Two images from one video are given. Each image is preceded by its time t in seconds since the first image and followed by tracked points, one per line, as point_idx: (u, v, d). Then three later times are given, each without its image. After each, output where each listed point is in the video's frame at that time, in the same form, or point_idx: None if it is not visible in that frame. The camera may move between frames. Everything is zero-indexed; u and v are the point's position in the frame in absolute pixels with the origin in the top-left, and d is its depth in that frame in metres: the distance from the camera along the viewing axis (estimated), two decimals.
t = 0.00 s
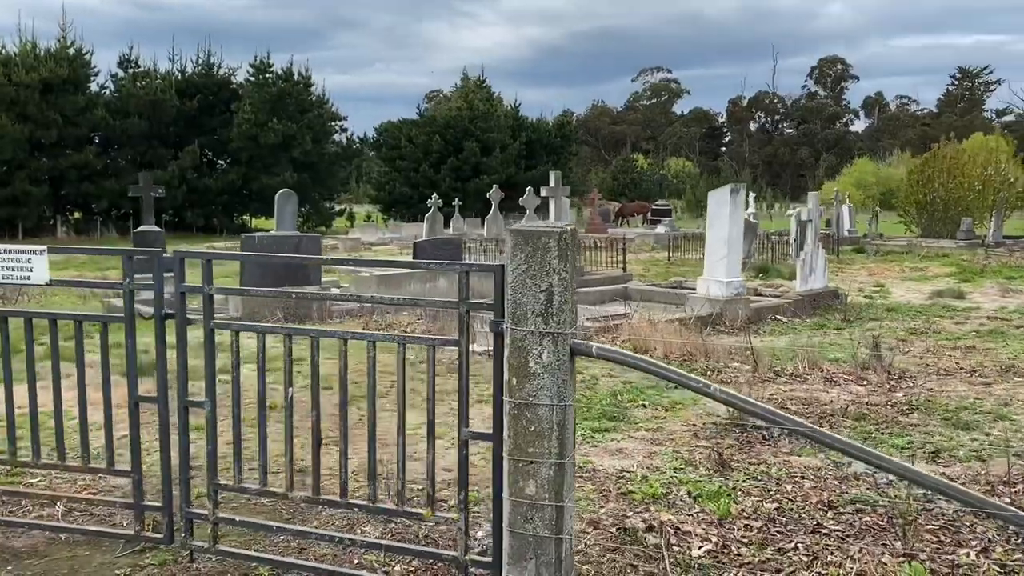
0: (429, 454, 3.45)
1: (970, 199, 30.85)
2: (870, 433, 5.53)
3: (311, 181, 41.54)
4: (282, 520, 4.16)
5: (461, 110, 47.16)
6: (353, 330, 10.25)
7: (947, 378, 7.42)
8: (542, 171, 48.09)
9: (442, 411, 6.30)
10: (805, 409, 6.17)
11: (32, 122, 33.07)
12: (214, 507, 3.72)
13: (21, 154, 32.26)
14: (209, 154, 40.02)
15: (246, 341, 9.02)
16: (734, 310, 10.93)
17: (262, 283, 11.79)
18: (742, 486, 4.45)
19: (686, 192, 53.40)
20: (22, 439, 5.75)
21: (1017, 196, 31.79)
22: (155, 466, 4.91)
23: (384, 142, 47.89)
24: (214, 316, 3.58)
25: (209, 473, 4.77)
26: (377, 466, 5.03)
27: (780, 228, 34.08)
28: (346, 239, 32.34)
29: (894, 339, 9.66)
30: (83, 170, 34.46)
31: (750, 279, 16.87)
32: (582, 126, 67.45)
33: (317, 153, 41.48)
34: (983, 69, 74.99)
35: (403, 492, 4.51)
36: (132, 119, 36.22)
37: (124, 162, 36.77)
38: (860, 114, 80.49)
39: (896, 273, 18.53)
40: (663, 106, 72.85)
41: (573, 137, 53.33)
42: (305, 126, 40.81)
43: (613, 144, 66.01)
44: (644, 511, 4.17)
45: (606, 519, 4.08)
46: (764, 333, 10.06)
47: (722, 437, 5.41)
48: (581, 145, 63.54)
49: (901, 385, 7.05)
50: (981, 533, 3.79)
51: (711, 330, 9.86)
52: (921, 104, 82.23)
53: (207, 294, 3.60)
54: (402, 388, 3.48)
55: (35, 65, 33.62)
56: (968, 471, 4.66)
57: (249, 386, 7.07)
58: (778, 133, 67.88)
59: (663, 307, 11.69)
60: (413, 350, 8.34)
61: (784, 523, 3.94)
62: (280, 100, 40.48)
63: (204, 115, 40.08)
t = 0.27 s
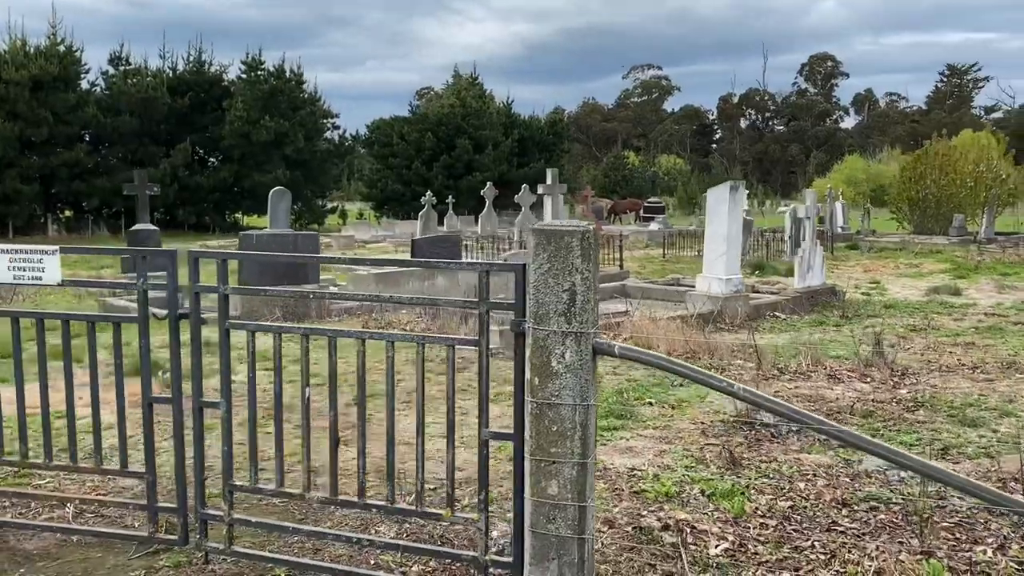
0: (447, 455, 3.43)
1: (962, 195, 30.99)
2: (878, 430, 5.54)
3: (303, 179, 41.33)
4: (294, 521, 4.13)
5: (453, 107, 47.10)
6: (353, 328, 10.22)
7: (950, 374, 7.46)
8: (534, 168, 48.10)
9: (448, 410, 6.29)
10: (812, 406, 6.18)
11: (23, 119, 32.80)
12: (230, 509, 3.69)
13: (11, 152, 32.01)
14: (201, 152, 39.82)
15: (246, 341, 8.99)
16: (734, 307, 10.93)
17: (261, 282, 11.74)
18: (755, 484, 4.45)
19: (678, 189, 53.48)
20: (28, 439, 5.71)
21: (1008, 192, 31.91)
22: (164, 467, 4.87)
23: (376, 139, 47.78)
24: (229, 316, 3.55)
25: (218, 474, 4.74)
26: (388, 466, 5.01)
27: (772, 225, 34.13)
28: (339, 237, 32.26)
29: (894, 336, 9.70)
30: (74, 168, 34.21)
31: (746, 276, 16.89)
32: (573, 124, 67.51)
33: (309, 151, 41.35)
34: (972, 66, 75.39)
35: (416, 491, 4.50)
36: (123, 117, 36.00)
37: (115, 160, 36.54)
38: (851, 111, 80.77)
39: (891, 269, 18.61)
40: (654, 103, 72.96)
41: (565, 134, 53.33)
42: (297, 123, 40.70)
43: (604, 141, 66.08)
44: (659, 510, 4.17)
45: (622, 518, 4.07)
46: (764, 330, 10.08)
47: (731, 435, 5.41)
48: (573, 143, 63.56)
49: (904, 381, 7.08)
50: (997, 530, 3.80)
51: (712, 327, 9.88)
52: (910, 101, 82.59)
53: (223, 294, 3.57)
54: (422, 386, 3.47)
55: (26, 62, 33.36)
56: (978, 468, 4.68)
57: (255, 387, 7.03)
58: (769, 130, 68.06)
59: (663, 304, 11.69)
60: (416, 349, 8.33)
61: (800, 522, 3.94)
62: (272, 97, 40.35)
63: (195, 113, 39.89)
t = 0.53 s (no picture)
0: (461, 452, 3.42)
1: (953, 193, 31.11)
2: (880, 427, 5.57)
3: (293, 176, 41.15)
4: (302, 519, 4.11)
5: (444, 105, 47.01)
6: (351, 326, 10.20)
7: (948, 370, 7.50)
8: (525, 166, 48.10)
9: (452, 408, 6.29)
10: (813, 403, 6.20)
11: (10, 117, 32.52)
12: (241, 508, 3.68)
13: None
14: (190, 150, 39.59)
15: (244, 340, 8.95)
16: (730, 304, 10.97)
17: (257, 280, 11.70)
18: (763, 481, 4.46)
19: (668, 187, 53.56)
20: (29, 438, 5.67)
21: (998, 189, 31.98)
22: (168, 466, 4.85)
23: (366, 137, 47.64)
24: (239, 314, 3.54)
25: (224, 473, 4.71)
26: (393, 464, 5.00)
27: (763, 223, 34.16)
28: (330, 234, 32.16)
29: (890, 333, 9.74)
30: (62, 166, 33.93)
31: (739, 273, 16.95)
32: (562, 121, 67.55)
33: (299, 148, 41.19)
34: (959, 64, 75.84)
35: (424, 489, 4.49)
36: (111, 114, 35.75)
37: (104, 158, 36.29)
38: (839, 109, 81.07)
39: (883, 266, 18.71)
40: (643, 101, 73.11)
41: (555, 132, 53.35)
42: (287, 120, 40.57)
43: (593, 139, 66.14)
44: (668, 507, 4.17)
45: (631, 515, 4.08)
46: (761, 327, 10.11)
47: (736, 432, 5.42)
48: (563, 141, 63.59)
49: (904, 377, 7.12)
50: (1005, 526, 3.82)
51: (709, 324, 9.91)
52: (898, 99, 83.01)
53: (234, 294, 3.56)
54: (435, 385, 3.46)
55: (13, 59, 33.07)
56: (982, 464, 4.70)
57: (256, 385, 7.01)
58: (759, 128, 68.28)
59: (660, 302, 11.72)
60: (417, 347, 8.32)
61: (808, 518, 3.95)
62: (262, 95, 40.21)
63: (184, 110, 39.67)
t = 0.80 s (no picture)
0: (477, 452, 3.44)
1: (941, 192, 31.31)
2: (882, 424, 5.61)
3: (282, 175, 41.02)
4: (314, 518, 4.11)
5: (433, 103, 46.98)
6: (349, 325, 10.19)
7: (945, 368, 7.56)
8: (513, 166, 48.19)
9: (455, 406, 6.31)
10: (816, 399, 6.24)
11: None
12: (255, 508, 3.67)
13: None
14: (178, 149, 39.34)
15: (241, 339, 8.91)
16: (725, 303, 11.01)
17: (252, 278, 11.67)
18: (771, 479, 4.50)
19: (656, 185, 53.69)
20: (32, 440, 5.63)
21: (984, 188, 32.21)
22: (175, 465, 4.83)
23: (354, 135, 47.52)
24: (255, 315, 3.54)
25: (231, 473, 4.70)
26: (400, 464, 5.01)
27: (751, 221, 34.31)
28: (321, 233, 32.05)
29: (885, 330, 9.82)
30: (49, 164, 33.63)
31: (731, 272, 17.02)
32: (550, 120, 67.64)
33: (287, 147, 41.05)
34: (944, 64, 76.42)
35: (434, 490, 4.51)
36: (98, 112, 35.49)
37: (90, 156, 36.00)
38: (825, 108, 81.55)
39: (874, 264, 18.84)
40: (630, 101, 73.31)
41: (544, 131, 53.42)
42: (276, 119, 40.48)
43: (580, 137, 66.24)
44: (678, 504, 4.20)
45: (642, 512, 4.11)
46: (757, 325, 10.17)
47: (740, 429, 5.45)
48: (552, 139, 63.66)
49: (900, 375, 7.19)
50: (1012, 521, 3.87)
51: (705, 323, 9.97)
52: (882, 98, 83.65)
53: (249, 295, 3.56)
54: (453, 384, 3.48)
55: None
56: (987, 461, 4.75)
57: (256, 385, 6.99)
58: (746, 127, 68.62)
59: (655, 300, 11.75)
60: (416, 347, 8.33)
61: (818, 515, 3.99)
62: (250, 93, 40.10)
63: (172, 108, 39.44)
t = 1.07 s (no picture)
0: (499, 453, 3.48)
1: (928, 193, 31.56)
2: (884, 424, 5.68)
3: (270, 175, 40.88)
4: (331, 520, 4.14)
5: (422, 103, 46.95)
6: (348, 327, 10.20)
7: (942, 368, 7.66)
8: (502, 166, 48.25)
9: (461, 408, 6.36)
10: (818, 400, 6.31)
11: None
12: (276, 510, 3.69)
13: None
14: (165, 149, 39.11)
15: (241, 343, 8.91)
16: (721, 303, 11.10)
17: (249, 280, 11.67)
18: (780, 479, 4.55)
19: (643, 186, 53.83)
20: (39, 444, 5.62)
21: (971, 189, 32.44)
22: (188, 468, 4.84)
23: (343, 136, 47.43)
24: (276, 319, 3.58)
25: (245, 476, 4.71)
26: (412, 465, 5.03)
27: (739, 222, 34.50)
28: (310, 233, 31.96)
29: (880, 331, 9.92)
30: (35, 164, 33.35)
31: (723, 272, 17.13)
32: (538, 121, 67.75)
33: (276, 147, 40.92)
34: (928, 65, 77.05)
35: (448, 492, 4.53)
36: (85, 112, 35.23)
37: (77, 156, 35.74)
38: (811, 109, 82.03)
39: (865, 265, 19.00)
40: (618, 101, 73.55)
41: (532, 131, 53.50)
42: (264, 119, 40.35)
43: (567, 137, 66.36)
44: (691, 504, 4.25)
45: (654, 513, 4.15)
46: (753, 326, 10.26)
47: (745, 430, 5.52)
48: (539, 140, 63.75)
49: (899, 375, 7.29)
50: (1019, 520, 3.94)
51: (702, 323, 10.06)
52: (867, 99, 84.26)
53: (270, 299, 3.60)
54: (474, 387, 3.52)
55: None
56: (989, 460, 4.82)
57: (260, 387, 7.01)
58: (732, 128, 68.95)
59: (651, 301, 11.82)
60: (417, 349, 8.37)
61: (828, 515, 4.05)
62: (239, 92, 39.96)
63: (160, 108, 39.22)
